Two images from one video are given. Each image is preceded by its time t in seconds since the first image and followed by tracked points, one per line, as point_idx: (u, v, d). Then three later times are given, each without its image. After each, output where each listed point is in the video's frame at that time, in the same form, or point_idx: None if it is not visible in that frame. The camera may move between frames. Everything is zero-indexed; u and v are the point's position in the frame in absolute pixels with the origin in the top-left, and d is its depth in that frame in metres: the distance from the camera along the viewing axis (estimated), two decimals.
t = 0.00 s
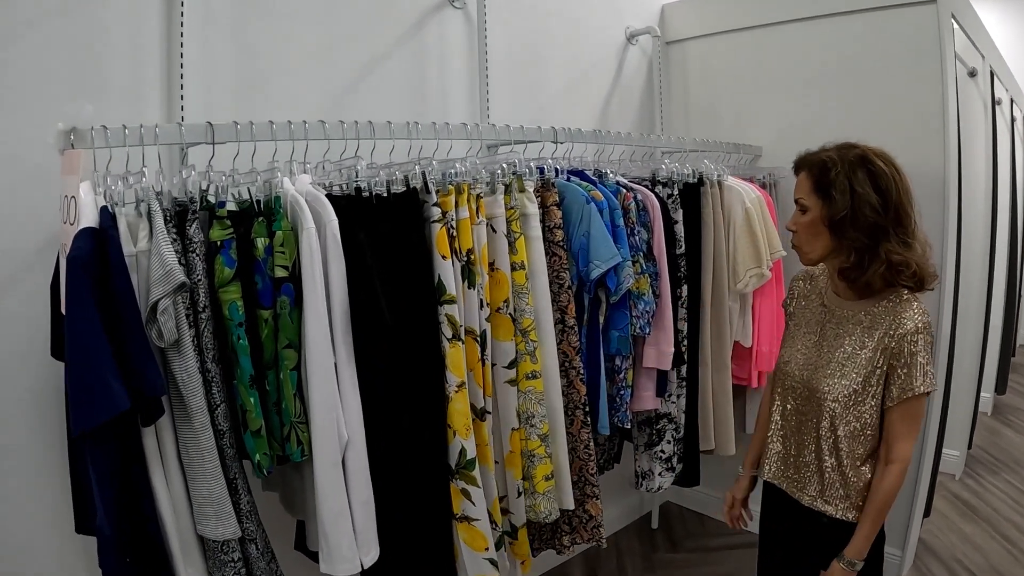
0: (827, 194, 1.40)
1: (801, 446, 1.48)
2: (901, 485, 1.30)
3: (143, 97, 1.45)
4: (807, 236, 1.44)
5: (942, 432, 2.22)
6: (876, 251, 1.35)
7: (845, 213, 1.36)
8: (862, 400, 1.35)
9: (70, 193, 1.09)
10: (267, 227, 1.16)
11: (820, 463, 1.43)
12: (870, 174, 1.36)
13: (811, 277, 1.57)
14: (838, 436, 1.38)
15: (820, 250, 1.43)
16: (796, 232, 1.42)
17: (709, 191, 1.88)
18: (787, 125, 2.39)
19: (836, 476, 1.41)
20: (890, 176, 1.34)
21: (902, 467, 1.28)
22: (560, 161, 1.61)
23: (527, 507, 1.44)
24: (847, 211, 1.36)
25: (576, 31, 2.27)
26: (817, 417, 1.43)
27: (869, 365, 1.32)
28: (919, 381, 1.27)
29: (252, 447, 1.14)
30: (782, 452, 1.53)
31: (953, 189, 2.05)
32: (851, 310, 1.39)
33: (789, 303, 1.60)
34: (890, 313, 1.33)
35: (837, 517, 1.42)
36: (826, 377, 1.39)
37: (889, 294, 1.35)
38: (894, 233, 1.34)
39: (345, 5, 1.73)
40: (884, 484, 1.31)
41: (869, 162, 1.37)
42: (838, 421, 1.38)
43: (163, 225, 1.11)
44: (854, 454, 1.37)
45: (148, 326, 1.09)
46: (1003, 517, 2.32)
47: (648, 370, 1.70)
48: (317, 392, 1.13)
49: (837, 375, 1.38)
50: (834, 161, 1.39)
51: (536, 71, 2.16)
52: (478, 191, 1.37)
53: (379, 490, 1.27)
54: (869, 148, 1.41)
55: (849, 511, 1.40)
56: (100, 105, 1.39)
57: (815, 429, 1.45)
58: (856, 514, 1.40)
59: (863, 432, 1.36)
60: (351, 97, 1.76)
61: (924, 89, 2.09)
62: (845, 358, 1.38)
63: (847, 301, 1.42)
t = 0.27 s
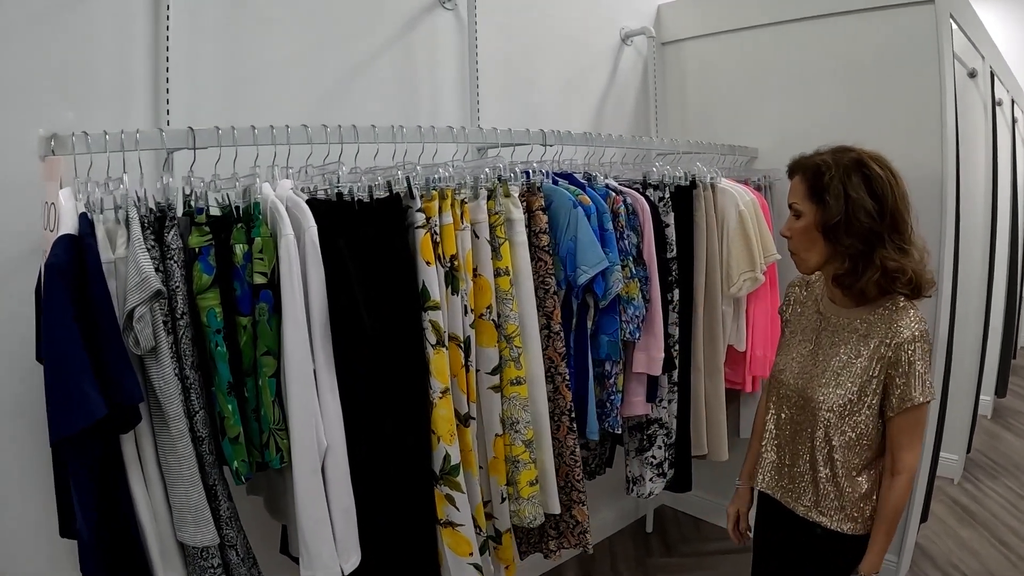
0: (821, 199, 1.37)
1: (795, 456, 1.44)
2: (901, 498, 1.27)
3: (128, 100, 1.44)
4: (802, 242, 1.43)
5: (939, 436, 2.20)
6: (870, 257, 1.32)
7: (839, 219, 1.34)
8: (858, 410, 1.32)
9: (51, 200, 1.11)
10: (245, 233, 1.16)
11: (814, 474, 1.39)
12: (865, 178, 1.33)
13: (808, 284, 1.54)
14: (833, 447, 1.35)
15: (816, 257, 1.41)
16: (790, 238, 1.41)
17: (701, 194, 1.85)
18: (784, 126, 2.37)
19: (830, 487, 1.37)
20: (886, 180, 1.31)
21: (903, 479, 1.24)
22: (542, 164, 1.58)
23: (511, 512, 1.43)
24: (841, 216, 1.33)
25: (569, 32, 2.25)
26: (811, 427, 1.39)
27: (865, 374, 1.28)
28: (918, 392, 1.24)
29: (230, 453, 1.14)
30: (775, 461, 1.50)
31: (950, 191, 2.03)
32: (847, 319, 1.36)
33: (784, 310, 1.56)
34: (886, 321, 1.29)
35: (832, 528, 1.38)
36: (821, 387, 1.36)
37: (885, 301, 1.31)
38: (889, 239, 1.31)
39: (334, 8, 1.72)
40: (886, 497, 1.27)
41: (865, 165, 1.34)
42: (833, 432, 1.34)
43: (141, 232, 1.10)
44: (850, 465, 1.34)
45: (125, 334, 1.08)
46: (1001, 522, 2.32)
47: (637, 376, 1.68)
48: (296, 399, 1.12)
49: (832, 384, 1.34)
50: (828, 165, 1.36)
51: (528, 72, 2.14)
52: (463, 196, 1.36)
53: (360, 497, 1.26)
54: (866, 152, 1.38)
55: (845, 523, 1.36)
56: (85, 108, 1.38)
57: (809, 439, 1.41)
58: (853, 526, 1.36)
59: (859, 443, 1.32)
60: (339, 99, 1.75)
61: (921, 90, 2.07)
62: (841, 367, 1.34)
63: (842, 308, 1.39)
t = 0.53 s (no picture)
0: (806, 199, 1.32)
1: (780, 462, 1.40)
2: (885, 508, 1.22)
3: (110, 101, 1.44)
4: (787, 244, 1.36)
5: (933, 439, 2.17)
6: (855, 260, 1.26)
7: (824, 219, 1.27)
8: (843, 417, 1.27)
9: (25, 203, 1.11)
10: (218, 236, 1.16)
11: (799, 481, 1.35)
12: (852, 178, 1.26)
13: (797, 288, 1.49)
14: (817, 454, 1.30)
15: (801, 259, 1.35)
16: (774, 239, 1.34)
17: (689, 194, 1.84)
18: (776, 126, 2.35)
19: (815, 495, 1.32)
20: (874, 182, 1.24)
21: (887, 488, 1.19)
22: (519, 167, 1.54)
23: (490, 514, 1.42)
24: (826, 217, 1.27)
25: (558, 31, 2.24)
26: (795, 433, 1.34)
27: (850, 380, 1.24)
28: (904, 398, 1.19)
29: (202, 456, 1.14)
30: (760, 468, 1.45)
31: (944, 191, 2.00)
32: (833, 323, 1.31)
33: (773, 313, 1.52)
34: (872, 325, 1.24)
35: (816, 537, 1.33)
36: (805, 392, 1.31)
37: (871, 306, 1.26)
38: (876, 242, 1.25)
39: (318, 8, 1.72)
40: (870, 507, 1.22)
41: (852, 166, 1.27)
42: (817, 438, 1.29)
43: (111, 235, 1.10)
44: (835, 473, 1.29)
45: (95, 337, 1.08)
46: (998, 527, 2.29)
47: (622, 378, 1.67)
48: (267, 402, 1.11)
49: (816, 390, 1.29)
50: (814, 165, 1.30)
51: (516, 72, 2.13)
52: (440, 198, 1.34)
53: (336, 501, 1.24)
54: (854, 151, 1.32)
55: (829, 532, 1.31)
56: (65, 112, 1.38)
57: (794, 446, 1.36)
58: (837, 536, 1.31)
59: (844, 450, 1.27)
60: (323, 100, 1.75)
61: (915, 89, 2.04)
62: (825, 372, 1.29)
63: (829, 312, 1.34)
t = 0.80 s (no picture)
0: (789, 195, 1.28)
1: (763, 464, 1.37)
2: (867, 512, 1.19)
3: (93, 99, 1.44)
4: (771, 241, 1.33)
5: (928, 440, 2.15)
6: (838, 259, 1.22)
7: (807, 216, 1.24)
8: (826, 419, 1.24)
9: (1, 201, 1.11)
10: (192, 234, 1.16)
11: (782, 484, 1.32)
12: (837, 175, 1.22)
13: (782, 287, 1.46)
14: (800, 457, 1.27)
15: (785, 257, 1.31)
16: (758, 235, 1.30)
17: (677, 193, 1.83)
18: (769, 124, 2.33)
19: (798, 499, 1.29)
20: (859, 179, 1.20)
21: (870, 493, 1.17)
22: (501, 165, 1.55)
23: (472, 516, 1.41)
24: (809, 214, 1.23)
25: (547, 29, 2.25)
26: (778, 435, 1.31)
27: (834, 381, 1.20)
28: (887, 401, 1.16)
29: (176, 454, 1.15)
30: (744, 470, 1.42)
31: (938, 191, 1.98)
32: (818, 323, 1.28)
33: (759, 311, 1.49)
34: (857, 325, 1.21)
35: (798, 541, 1.31)
36: (788, 394, 1.27)
37: (856, 307, 1.23)
38: (861, 240, 1.21)
39: (303, 6, 1.72)
40: (852, 512, 1.20)
41: (837, 163, 1.23)
42: (800, 441, 1.26)
43: (85, 233, 1.10)
44: (818, 476, 1.26)
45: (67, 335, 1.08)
46: (994, 529, 2.27)
47: (607, 379, 1.66)
48: (241, 401, 1.10)
49: (800, 392, 1.26)
50: (798, 161, 1.26)
51: (504, 70, 2.14)
52: (419, 197, 1.35)
53: (313, 502, 1.22)
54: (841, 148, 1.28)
55: (812, 536, 1.29)
56: (47, 112, 1.38)
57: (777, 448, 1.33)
58: (819, 539, 1.29)
59: (827, 453, 1.24)
60: (308, 98, 1.75)
61: (909, 88, 2.02)
62: (809, 373, 1.26)
63: (814, 312, 1.31)
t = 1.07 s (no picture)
0: (777, 191, 1.26)
1: (750, 464, 1.35)
2: (855, 516, 1.18)
3: (81, 96, 1.44)
4: (760, 237, 1.31)
5: (925, 440, 2.13)
6: (824, 257, 1.21)
7: (793, 213, 1.22)
8: (814, 420, 1.22)
9: None
10: (174, 231, 1.16)
11: (769, 485, 1.30)
12: (826, 172, 1.20)
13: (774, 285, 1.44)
14: (787, 458, 1.25)
15: (772, 253, 1.29)
16: (745, 231, 1.29)
17: (669, 190, 1.81)
18: (764, 122, 2.33)
19: (786, 500, 1.28)
20: (849, 178, 1.17)
21: (858, 497, 1.15)
22: (490, 161, 1.55)
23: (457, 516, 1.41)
24: (795, 210, 1.21)
25: (540, 27, 2.26)
26: (765, 436, 1.29)
27: (821, 382, 1.19)
28: (875, 403, 1.14)
29: (157, 450, 1.16)
30: (732, 469, 1.41)
31: (935, 190, 1.96)
32: (807, 322, 1.26)
33: (752, 310, 1.47)
34: (846, 325, 1.19)
35: (786, 544, 1.29)
36: (775, 394, 1.26)
37: (847, 307, 1.21)
38: (848, 239, 1.19)
39: (293, 3, 1.72)
40: (840, 516, 1.18)
41: (827, 159, 1.20)
42: (787, 442, 1.25)
43: (67, 229, 1.10)
44: (805, 478, 1.24)
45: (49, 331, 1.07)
46: (994, 531, 2.24)
47: (596, 378, 1.65)
48: (221, 399, 1.10)
49: (787, 392, 1.24)
50: (786, 156, 1.24)
51: (497, 68, 2.15)
52: (404, 194, 1.34)
53: (295, 501, 1.21)
54: (834, 142, 1.24)
55: (799, 539, 1.27)
56: (36, 112, 1.38)
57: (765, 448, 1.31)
58: (808, 543, 1.27)
59: (815, 455, 1.22)
60: (299, 95, 1.75)
61: (905, 86, 2.00)
62: (797, 373, 1.24)
63: (803, 311, 1.29)
